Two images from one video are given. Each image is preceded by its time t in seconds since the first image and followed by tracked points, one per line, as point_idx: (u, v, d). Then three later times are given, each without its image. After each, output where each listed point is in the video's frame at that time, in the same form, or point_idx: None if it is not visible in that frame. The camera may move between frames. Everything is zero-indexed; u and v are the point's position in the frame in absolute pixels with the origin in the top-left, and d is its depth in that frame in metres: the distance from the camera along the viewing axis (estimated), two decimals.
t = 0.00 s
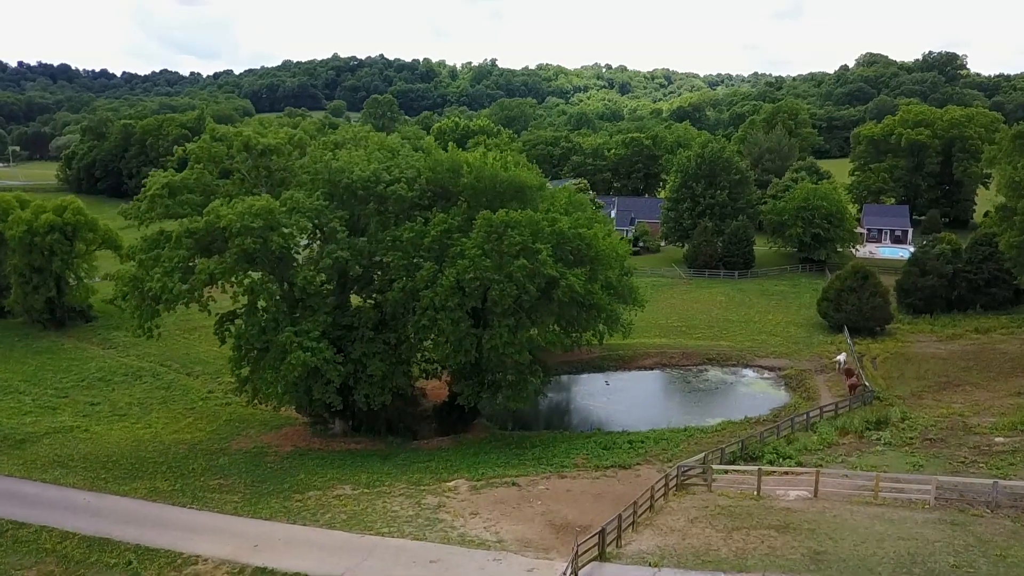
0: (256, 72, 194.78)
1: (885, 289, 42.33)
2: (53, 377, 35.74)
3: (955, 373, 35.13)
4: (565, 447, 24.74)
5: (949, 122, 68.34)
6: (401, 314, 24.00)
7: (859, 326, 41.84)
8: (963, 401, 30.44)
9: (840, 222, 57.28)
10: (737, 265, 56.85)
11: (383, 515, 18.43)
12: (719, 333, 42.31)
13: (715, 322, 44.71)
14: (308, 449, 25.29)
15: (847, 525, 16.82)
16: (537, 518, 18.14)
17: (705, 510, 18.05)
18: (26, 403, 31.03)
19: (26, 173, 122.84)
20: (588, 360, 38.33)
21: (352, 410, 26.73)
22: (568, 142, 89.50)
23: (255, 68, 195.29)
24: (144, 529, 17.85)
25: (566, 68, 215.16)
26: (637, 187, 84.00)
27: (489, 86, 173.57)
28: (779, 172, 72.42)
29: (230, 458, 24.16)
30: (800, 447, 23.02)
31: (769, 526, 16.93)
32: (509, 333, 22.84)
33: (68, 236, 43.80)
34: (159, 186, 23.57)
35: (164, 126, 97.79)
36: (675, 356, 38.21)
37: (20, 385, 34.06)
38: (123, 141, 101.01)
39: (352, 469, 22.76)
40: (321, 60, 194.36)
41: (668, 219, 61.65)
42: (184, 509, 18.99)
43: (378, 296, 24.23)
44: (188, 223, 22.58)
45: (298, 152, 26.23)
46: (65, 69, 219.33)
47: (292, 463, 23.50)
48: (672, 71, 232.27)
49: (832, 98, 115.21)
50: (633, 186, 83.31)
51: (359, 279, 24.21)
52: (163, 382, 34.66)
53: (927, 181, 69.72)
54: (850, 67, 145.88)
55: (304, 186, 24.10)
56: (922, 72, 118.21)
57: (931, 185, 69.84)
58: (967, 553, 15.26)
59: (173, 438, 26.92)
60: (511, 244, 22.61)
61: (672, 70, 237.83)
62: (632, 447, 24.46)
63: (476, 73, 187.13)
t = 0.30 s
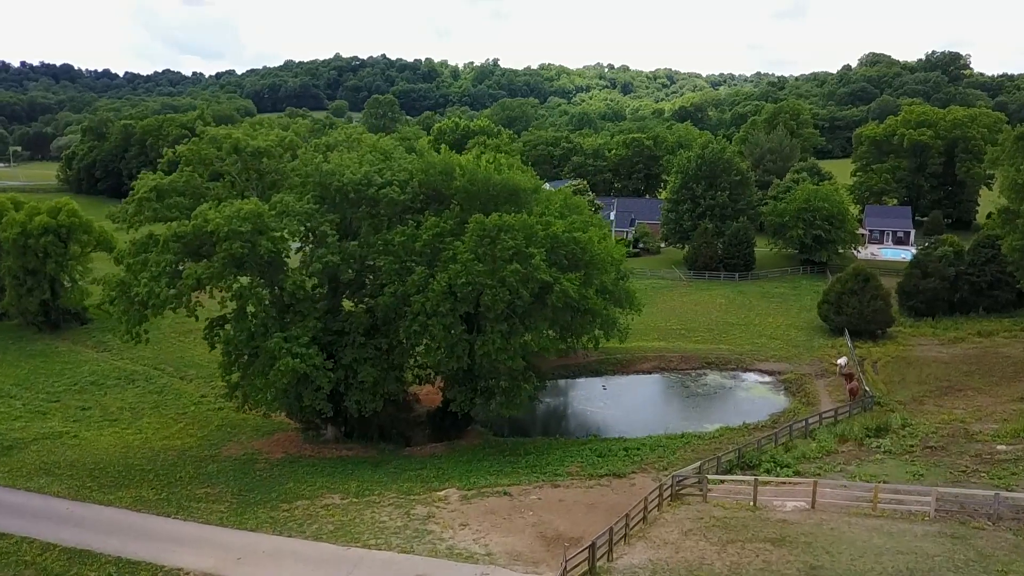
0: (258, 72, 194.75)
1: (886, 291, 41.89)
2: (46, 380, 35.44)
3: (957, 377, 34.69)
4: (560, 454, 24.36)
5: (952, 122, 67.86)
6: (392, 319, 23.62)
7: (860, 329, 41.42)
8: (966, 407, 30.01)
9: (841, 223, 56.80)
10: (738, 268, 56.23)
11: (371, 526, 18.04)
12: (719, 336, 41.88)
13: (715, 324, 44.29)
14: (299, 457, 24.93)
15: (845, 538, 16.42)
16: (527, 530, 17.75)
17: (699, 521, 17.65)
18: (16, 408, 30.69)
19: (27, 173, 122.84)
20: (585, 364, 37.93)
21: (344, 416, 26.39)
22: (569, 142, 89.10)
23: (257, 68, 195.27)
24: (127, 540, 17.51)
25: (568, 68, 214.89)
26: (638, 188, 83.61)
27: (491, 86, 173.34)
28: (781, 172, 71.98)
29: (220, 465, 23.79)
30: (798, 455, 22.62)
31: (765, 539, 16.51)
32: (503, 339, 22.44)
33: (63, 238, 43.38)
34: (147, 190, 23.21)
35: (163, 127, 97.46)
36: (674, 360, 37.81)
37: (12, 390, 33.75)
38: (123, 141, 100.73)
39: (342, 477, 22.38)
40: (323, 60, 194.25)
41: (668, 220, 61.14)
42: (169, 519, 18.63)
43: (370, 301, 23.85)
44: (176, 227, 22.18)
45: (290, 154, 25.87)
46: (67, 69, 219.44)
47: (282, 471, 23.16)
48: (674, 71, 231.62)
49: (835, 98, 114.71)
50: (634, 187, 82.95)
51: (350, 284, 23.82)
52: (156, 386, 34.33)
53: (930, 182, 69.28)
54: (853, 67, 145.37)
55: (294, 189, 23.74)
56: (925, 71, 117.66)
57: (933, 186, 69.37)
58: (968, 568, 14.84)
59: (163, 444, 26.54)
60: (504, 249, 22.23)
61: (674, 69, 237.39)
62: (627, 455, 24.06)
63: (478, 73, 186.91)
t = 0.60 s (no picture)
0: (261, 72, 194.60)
1: (887, 295, 41.43)
2: (38, 384, 35.10)
3: (959, 382, 34.23)
4: (554, 462, 23.95)
5: (955, 122, 67.37)
6: (383, 325, 23.20)
7: (860, 332, 40.96)
8: (967, 413, 29.55)
9: (843, 225, 56.28)
10: (738, 270, 55.65)
11: (356, 538, 17.65)
12: (718, 340, 41.42)
13: (715, 328, 43.83)
14: (289, 464, 24.58)
15: (841, 553, 16.00)
16: (516, 543, 17.35)
17: (693, 534, 17.23)
18: (5, 414, 30.34)
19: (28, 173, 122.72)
20: (582, 369, 37.50)
21: (335, 423, 25.99)
22: (569, 142, 88.64)
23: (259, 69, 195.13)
24: (108, 553, 17.15)
25: (571, 68, 214.49)
26: (638, 189, 83.19)
27: (494, 86, 172.99)
28: (782, 173, 71.52)
29: (208, 473, 23.41)
30: (796, 464, 22.19)
31: (759, 553, 16.10)
32: (494, 345, 21.99)
33: (56, 241, 43.01)
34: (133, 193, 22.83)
35: (163, 128, 97.17)
36: (673, 365, 37.37)
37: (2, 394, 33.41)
38: (123, 142, 100.51)
39: (331, 486, 21.98)
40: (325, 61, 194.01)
41: (668, 222, 60.58)
42: (150, 532, 18.24)
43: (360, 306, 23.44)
44: (161, 232, 21.77)
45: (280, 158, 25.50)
46: (70, 69, 219.52)
47: (270, 480, 22.77)
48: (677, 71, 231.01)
49: (837, 98, 114.17)
50: (635, 188, 82.56)
51: (340, 289, 23.41)
52: (148, 390, 33.94)
53: (932, 183, 68.77)
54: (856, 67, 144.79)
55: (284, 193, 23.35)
56: (928, 71, 117.07)
57: (936, 187, 68.86)
58: None
59: (152, 451, 26.17)
60: (495, 254, 21.83)
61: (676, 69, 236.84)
62: (622, 463, 23.64)
63: (480, 73, 186.60)
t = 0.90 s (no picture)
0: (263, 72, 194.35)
1: (888, 298, 40.96)
2: (28, 389, 34.72)
3: (960, 387, 33.76)
4: (546, 470, 23.53)
5: (957, 123, 66.84)
6: (372, 331, 22.78)
7: (861, 336, 40.49)
8: (968, 420, 29.09)
9: (844, 226, 55.77)
10: (738, 272, 55.07)
11: (341, 551, 17.27)
12: (717, 343, 40.99)
13: (713, 331, 43.39)
14: (278, 472, 24.22)
15: (836, 568, 15.56)
16: (504, 556, 16.95)
17: (685, 547, 16.80)
18: None
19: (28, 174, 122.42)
20: (579, 373, 37.06)
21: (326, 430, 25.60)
22: (569, 142, 88.17)
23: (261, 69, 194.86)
24: (86, 566, 16.78)
25: (572, 68, 214.00)
26: (639, 189, 82.76)
27: (495, 86, 172.55)
28: (783, 174, 71.03)
29: (194, 482, 23.02)
30: (792, 473, 21.76)
31: (752, 568, 15.67)
32: (485, 351, 21.52)
33: (49, 244, 42.71)
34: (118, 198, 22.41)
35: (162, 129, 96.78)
36: (670, 369, 36.91)
37: None
38: (123, 142, 100.25)
39: (319, 495, 21.58)
40: (327, 61, 193.68)
41: (667, 223, 60.00)
42: (131, 544, 17.89)
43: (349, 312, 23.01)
44: (145, 236, 21.36)
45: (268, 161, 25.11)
46: (72, 69, 219.47)
47: (257, 488, 22.39)
48: (680, 71, 230.40)
49: (840, 98, 113.55)
50: (635, 189, 82.18)
51: (328, 294, 23.00)
52: (139, 395, 33.56)
53: (934, 183, 68.24)
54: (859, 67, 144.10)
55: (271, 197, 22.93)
56: (931, 71, 116.42)
57: (938, 188, 68.34)
58: None
59: (139, 458, 25.80)
60: (486, 259, 21.41)
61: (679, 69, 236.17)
62: (615, 471, 23.22)
63: (482, 73, 186.17)
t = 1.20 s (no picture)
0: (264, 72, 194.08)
1: (888, 301, 40.48)
2: (17, 393, 34.33)
3: (962, 392, 33.28)
4: (538, 479, 23.11)
5: (960, 124, 66.33)
6: (360, 338, 22.34)
7: (861, 339, 40.01)
8: (970, 426, 28.63)
9: (845, 228, 55.29)
10: (737, 274, 54.66)
11: (323, 565, 16.86)
12: (715, 347, 40.57)
13: (712, 334, 42.93)
14: (266, 480, 23.84)
15: None
16: (490, 571, 16.52)
17: (676, 562, 16.37)
18: None
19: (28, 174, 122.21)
20: (575, 378, 36.60)
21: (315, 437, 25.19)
22: (569, 143, 87.69)
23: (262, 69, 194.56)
24: None
25: (575, 68, 213.52)
26: (639, 190, 82.35)
27: (497, 86, 172.09)
28: (784, 175, 70.53)
29: (180, 490, 22.62)
30: (789, 483, 21.31)
31: None
32: (475, 358, 21.05)
33: (42, 246, 42.36)
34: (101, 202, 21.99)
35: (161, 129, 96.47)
36: (667, 373, 36.46)
37: None
38: (122, 143, 100.03)
39: (306, 505, 21.18)
40: (328, 61, 193.34)
41: (666, 225, 59.47)
42: (110, 558, 17.50)
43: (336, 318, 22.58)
44: (129, 241, 20.95)
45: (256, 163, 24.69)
46: (74, 70, 219.41)
47: (243, 497, 22.00)
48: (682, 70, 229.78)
49: (842, 98, 112.95)
50: (635, 189, 81.84)
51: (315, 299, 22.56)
52: (129, 400, 33.14)
53: (936, 184, 67.71)
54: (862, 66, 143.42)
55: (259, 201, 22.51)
56: (934, 71, 115.78)
57: (940, 189, 67.84)
58: None
59: (126, 465, 25.43)
60: (476, 264, 20.95)
61: (681, 69, 235.45)
62: (608, 480, 22.80)
63: (484, 73, 185.72)
